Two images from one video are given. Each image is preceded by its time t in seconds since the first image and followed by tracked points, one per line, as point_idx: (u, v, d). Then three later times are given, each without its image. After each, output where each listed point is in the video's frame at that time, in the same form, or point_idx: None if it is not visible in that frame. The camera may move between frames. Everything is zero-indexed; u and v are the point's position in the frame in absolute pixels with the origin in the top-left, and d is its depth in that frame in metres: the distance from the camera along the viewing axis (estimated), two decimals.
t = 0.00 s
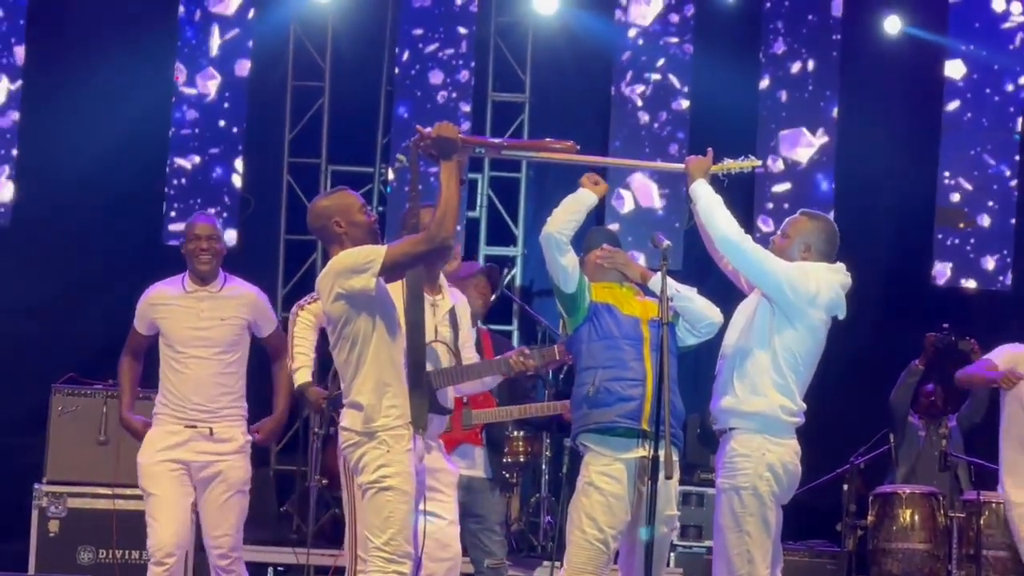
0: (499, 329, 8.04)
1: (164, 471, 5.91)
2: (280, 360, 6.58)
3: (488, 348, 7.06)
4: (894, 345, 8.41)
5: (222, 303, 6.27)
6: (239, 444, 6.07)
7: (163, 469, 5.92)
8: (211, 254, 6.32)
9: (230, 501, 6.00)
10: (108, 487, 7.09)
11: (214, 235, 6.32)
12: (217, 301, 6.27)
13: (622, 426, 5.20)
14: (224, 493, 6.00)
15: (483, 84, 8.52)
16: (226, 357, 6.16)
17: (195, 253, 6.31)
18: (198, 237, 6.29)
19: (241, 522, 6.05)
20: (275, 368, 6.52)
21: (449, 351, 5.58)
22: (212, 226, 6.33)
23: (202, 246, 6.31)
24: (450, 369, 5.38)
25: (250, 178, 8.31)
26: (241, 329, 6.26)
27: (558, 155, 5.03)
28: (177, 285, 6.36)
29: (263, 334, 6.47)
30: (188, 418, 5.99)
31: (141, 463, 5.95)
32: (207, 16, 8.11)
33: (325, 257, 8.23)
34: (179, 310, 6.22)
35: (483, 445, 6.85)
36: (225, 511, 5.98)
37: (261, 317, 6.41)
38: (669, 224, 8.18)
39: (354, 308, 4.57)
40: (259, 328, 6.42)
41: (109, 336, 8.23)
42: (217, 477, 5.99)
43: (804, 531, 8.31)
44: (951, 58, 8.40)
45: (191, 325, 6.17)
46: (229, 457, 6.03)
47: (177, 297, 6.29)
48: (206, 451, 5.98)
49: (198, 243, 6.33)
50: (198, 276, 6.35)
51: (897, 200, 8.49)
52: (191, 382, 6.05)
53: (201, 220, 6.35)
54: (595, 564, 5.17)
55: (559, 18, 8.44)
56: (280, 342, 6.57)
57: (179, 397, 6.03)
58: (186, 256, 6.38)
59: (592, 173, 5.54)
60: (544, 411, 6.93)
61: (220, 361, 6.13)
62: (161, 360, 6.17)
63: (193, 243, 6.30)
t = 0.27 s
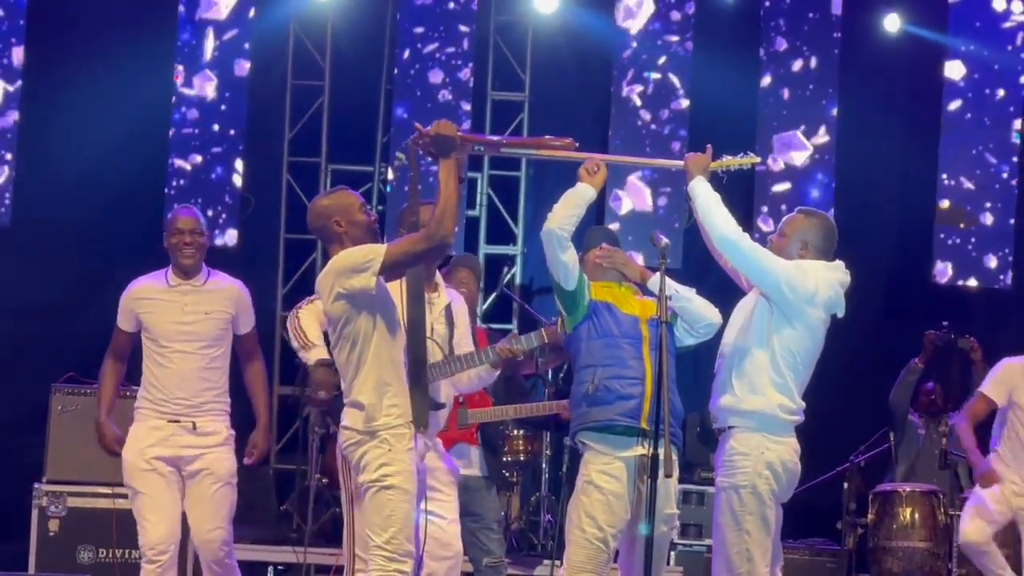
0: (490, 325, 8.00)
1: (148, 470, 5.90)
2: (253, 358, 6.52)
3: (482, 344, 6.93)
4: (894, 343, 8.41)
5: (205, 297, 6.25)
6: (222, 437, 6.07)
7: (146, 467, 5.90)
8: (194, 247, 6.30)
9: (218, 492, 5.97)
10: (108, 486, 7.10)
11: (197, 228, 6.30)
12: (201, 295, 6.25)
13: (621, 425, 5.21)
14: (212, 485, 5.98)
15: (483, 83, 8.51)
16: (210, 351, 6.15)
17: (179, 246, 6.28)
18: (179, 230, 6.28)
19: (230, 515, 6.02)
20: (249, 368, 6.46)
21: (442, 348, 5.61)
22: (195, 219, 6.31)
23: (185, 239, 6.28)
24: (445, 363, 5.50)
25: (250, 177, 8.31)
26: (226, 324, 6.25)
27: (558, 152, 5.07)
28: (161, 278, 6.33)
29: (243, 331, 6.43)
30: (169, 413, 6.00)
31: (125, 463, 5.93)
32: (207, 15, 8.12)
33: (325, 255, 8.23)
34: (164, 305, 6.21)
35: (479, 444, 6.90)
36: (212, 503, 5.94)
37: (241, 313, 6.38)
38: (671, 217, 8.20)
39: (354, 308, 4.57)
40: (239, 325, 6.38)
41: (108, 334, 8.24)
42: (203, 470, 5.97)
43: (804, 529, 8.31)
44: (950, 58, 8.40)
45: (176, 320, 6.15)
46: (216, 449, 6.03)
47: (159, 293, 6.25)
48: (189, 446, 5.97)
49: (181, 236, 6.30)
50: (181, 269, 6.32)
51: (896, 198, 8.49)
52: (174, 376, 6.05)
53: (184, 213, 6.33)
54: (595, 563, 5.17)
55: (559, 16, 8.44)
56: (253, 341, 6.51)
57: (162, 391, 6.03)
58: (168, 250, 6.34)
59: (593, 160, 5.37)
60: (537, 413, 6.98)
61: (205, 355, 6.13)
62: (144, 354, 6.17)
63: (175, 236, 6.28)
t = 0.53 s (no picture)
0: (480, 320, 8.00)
1: (137, 468, 5.90)
2: (234, 356, 6.46)
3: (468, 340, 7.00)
4: (888, 339, 8.41)
5: (190, 292, 6.23)
6: (211, 430, 6.06)
7: (135, 464, 5.91)
8: (182, 243, 6.28)
9: (209, 487, 5.98)
10: (101, 484, 7.12)
11: (184, 223, 6.28)
12: (185, 289, 6.23)
13: (613, 421, 5.20)
14: (203, 479, 5.99)
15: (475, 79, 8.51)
16: (197, 346, 6.15)
17: (166, 242, 6.26)
18: (167, 226, 6.26)
19: (221, 510, 6.02)
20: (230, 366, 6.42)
21: (431, 342, 5.61)
22: (182, 215, 6.30)
23: (173, 234, 6.26)
24: (436, 355, 5.53)
25: (244, 176, 8.33)
26: (211, 318, 6.25)
27: (551, 151, 5.00)
28: (144, 273, 6.31)
29: (225, 328, 6.38)
30: (157, 409, 6.00)
31: (114, 460, 5.95)
32: (198, 14, 8.11)
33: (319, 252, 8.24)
34: (149, 302, 6.18)
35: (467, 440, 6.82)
36: (203, 498, 5.95)
37: (224, 309, 6.34)
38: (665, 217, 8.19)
39: (345, 304, 4.58)
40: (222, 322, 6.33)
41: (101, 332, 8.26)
42: (193, 465, 5.98)
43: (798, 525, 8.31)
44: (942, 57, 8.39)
45: (162, 316, 6.13)
46: (206, 443, 6.03)
47: (143, 292, 6.21)
48: (179, 441, 5.98)
49: (168, 231, 6.28)
50: (166, 263, 6.31)
51: (889, 194, 8.49)
52: (163, 373, 6.04)
53: (170, 208, 6.31)
54: (587, 560, 5.16)
55: (551, 12, 8.44)
56: (235, 337, 6.45)
57: (150, 387, 6.02)
58: (153, 245, 6.31)
59: (587, 156, 5.38)
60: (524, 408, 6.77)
61: (192, 350, 6.13)
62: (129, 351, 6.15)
63: (163, 231, 6.25)
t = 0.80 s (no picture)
0: (467, 316, 7.97)
1: (131, 463, 5.88)
2: (223, 353, 6.43)
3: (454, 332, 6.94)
4: (877, 333, 8.43)
5: (185, 288, 6.22)
6: (206, 429, 6.06)
7: (129, 460, 5.88)
8: (180, 237, 6.30)
9: (203, 485, 5.97)
10: (90, 481, 7.13)
11: (180, 218, 6.30)
12: (180, 285, 6.22)
13: (600, 417, 5.19)
14: (197, 478, 5.98)
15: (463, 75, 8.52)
16: (192, 341, 6.15)
17: (165, 235, 6.27)
18: (165, 220, 6.26)
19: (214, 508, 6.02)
20: (220, 363, 6.39)
21: (419, 334, 5.66)
22: (178, 210, 6.32)
23: (171, 228, 6.27)
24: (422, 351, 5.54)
25: (231, 172, 8.36)
26: (206, 313, 6.24)
27: (534, 144, 5.01)
28: (136, 270, 6.29)
29: (216, 325, 6.37)
30: (152, 405, 5.98)
31: (107, 455, 5.92)
32: (185, 11, 8.13)
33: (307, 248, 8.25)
34: (143, 299, 6.15)
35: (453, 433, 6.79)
36: (199, 495, 5.95)
37: (216, 306, 6.32)
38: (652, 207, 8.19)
39: (331, 301, 4.59)
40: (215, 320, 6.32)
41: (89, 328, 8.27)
42: (187, 463, 5.96)
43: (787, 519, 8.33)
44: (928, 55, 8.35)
45: (157, 312, 6.12)
46: (200, 441, 6.02)
47: (137, 289, 6.18)
48: (174, 438, 5.96)
49: (166, 226, 6.29)
50: (160, 257, 6.30)
51: (876, 188, 8.51)
52: (157, 369, 6.02)
53: (164, 203, 6.32)
54: (575, 554, 5.16)
55: (538, 8, 8.45)
56: (226, 336, 6.43)
57: (144, 383, 6.00)
58: (148, 240, 6.29)
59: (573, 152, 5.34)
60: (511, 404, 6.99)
61: (187, 346, 6.12)
62: (123, 347, 6.13)
63: (161, 226, 6.25)
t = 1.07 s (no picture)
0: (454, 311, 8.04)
1: (133, 459, 5.86)
2: (223, 357, 6.45)
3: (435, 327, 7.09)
4: (862, 327, 8.47)
5: (188, 290, 6.23)
6: (208, 432, 6.08)
7: (133, 457, 5.87)
8: (182, 238, 6.29)
9: (198, 490, 6.01)
10: (75, 477, 7.12)
11: (183, 220, 6.30)
12: (183, 287, 6.22)
13: (586, 411, 5.18)
14: (191, 481, 6.00)
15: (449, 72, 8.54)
16: (195, 342, 6.16)
17: (167, 237, 6.26)
18: (168, 222, 6.25)
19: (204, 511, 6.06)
20: (221, 366, 6.41)
21: (402, 329, 5.64)
22: (182, 212, 6.32)
23: (174, 230, 6.27)
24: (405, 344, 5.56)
25: (217, 169, 8.38)
26: (208, 316, 6.26)
27: (516, 139, 4.98)
28: (139, 271, 6.29)
29: (217, 329, 6.39)
30: (157, 405, 5.98)
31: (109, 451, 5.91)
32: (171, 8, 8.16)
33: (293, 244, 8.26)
34: (147, 300, 6.16)
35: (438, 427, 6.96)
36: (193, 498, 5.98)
37: (217, 308, 6.34)
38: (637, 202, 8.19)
39: (314, 296, 4.57)
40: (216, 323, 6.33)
41: (75, 324, 8.28)
42: (188, 464, 5.98)
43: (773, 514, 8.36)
44: (914, 52, 8.40)
45: (160, 313, 6.12)
46: (200, 444, 6.04)
47: (141, 291, 6.18)
48: (178, 439, 5.97)
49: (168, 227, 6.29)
50: (163, 259, 6.30)
51: (862, 183, 8.52)
52: (161, 369, 6.03)
53: (168, 205, 6.31)
54: (560, 550, 5.12)
55: (524, 4, 8.46)
56: (226, 339, 6.44)
57: (148, 383, 6.01)
58: (150, 241, 6.29)
59: (552, 144, 5.28)
60: (491, 398, 7.10)
61: (190, 347, 6.13)
62: (125, 348, 6.13)
63: (164, 227, 6.25)
